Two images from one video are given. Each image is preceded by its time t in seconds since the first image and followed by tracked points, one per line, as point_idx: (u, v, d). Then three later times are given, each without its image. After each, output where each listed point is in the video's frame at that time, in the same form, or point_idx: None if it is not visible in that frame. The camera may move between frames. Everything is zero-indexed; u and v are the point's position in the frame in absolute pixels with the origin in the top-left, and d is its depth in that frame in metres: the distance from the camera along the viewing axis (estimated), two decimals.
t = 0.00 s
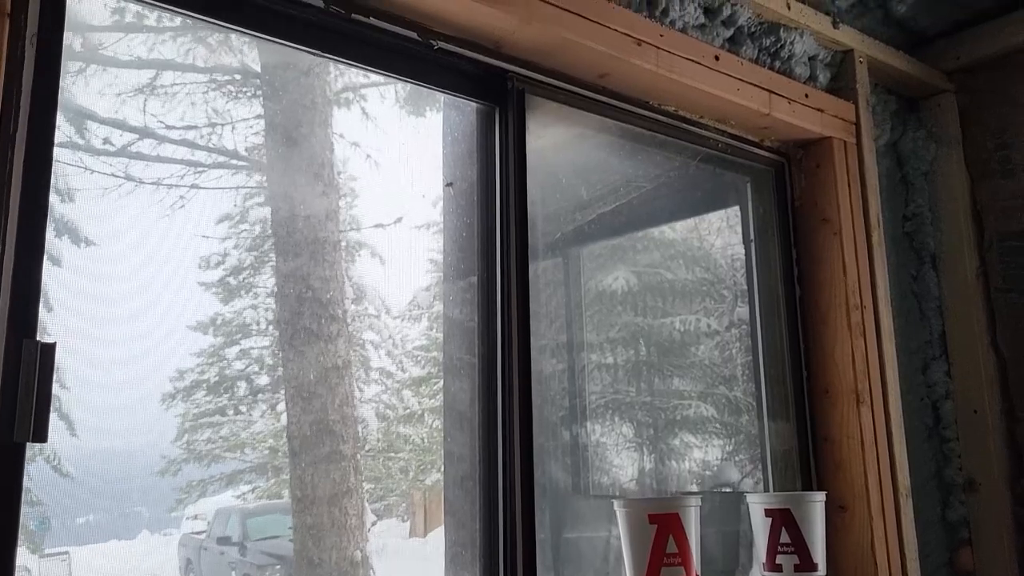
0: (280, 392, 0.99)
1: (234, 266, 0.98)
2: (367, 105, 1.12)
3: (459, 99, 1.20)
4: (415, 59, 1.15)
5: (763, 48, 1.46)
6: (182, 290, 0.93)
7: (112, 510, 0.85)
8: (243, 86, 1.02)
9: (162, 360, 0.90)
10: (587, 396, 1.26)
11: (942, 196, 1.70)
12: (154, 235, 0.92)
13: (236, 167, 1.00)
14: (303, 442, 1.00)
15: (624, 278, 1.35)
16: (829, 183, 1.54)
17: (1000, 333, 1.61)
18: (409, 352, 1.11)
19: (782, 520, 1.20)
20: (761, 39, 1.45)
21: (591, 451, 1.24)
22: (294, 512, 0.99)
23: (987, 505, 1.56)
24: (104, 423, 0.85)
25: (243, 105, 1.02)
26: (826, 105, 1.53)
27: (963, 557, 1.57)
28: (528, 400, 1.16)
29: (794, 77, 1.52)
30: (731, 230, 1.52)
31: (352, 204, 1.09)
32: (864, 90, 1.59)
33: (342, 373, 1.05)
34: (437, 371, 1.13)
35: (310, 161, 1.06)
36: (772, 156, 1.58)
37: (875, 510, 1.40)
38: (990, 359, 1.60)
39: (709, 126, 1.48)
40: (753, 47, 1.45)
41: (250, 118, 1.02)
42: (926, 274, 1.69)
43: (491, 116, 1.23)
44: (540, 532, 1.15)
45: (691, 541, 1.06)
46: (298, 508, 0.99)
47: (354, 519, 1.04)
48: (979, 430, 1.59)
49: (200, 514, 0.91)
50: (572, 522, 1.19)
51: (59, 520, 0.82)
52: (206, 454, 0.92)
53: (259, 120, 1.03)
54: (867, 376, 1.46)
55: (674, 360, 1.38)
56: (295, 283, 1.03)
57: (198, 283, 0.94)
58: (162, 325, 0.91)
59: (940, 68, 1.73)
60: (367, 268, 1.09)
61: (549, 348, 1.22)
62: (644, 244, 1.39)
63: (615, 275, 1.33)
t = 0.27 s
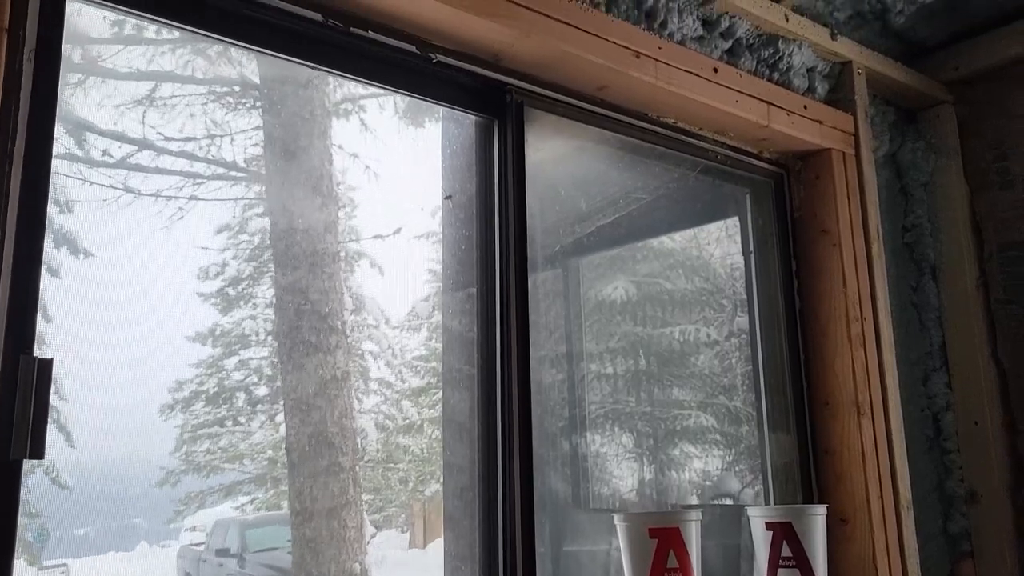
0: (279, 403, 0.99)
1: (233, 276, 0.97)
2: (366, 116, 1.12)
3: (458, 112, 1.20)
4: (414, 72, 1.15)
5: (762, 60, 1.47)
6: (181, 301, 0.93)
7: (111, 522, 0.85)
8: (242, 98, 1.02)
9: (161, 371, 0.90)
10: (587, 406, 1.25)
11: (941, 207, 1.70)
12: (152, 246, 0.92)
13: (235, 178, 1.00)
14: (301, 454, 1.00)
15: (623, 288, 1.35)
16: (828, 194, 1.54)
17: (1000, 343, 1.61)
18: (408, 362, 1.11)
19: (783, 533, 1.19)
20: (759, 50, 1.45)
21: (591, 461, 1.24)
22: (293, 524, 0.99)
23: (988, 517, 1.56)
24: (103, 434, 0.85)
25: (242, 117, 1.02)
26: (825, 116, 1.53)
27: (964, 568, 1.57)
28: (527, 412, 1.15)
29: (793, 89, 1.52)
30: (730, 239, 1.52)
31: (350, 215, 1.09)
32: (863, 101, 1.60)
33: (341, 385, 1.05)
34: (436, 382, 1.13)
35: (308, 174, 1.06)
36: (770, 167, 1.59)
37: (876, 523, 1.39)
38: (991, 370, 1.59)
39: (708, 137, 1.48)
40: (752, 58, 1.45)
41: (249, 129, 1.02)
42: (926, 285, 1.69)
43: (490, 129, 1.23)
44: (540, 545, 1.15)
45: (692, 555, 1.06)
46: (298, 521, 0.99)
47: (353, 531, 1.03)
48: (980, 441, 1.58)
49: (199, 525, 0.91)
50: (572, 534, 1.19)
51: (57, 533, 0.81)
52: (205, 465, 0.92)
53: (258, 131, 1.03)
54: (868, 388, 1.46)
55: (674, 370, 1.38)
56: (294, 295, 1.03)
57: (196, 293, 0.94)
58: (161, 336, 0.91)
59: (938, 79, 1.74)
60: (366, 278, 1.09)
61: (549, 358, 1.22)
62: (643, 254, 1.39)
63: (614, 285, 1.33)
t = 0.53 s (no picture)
0: (278, 415, 0.99)
1: (232, 288, 0.97)
2: (365, 129, 1.12)
3: (456, 127, 1.20)
4: (412, 87, 1.15)
5: (759, 73, 1.47)
6: (180, 314, 0.93)
7: (109, 535, 0.84)
8: (241, 111, 1.02)
9: (160, 384, 0.90)
10: (586, 417, 1.25)
11: (940, 219, 1.71)
12: (151, 259, 0.92)
13: (234, 192, 1.00)
14: (300, 468, 1.00)
15: (622, 299, 1.35)
16: (827, 206, 1.54)
17: (999, 355, 1.61)
18: (408, 374, 1.11)
19: (783, 548, 1.19)
20: (756, 64, 1.46)
21: (591, 473, 1.24)
22: (292, 538, 0.98)
23: (989, 530, 1.55)
24: (102, 447, 0.85)
25: (241, 130, 1.02)
26: (823, 130, 1.53)
27: None
28: (526, 427, 1.15)
29: (790, 102, 1.52)
30: (729, 250, 1.52)
31: (350, 227, 1.09)
32: (860, 114, 1.60)
33: (340, 398, 1.05)
34: (436, 394, 1.13)
35: (307, 190, 1.07)
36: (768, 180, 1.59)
37: (877, 537, 1.39)
38: (991, 383, 1.59)
39: (706, 151, 1.48)
40: (750, 72, 1.45)
41: (248, 143, 1.02)
42: (925, 297, 1.70)
43: (488, 144, 1.23)
44: (540, 559, 1.14)
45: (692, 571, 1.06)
46: (297, 535, 0.98)
47: (352, 546, 1.03)
48: (981, 454, 1.58)
49: (198, 538, 0.90)
50: (572, 549, 1.19)
51: (55, 546, 0.81)
52: (203, 478, 0.91)
53: (257, 144, 1.03)
54: (868, 401, 1.46)
55: (673, 381, 1.38)
56: (294, 308, 1.03)
57: (196, 306, 0.94)
58: (160, 349, 0.91)
59: (935, 92, 1.74)
60: (365, 290, 1.09)
61: (548, 370, 1.22)
62: (642, 266, 1.39)
63: (613, 297, 1.33)
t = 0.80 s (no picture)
0: (278, 428, 0.98)
1: (231, 300, 0.97)
2: (364, 141, 1.12)
3: (455, 141, 1.20)
4: (410, 102, 1.15)
5: (757, 86, 1.48)
6: (180, 326, 0.93)
7: (108, 548, 0.84)
8: (240, 123, 1.02)
9: (160, 397, 0.90)
10: (587, 428, 1.25)
11: (939, 231, 1.71)
12: (151, 271, 0.92)
13: (234, 206, 1.00)
14: (299, 482, 0.99)
15: (622, 310, 1.35)
16: (825, 220, 1.55)
17: (1000, 366, 1.60)
18: (407, 386, 1.11)
19: (784, 562, 1.18)
20: (754, 77, 1.47)
21: (591, 484, 1.23)
22: (292, 550, 0.97)
23: (990, 542, 1.54)
24: (101, 460, 0.84)
25: (240, 142, 1.02)
26: (821, 142, 1.53)
27: None
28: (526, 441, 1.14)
29: (789, 115, 1.53)
30: (728, 261, 1.52)
31: (349, 239, 1.09)
32: (859, 126, 1.60)
33: (340, 412, 1.04)
34: (436, 406, 1.13)
35: (305, 205, 1.07)
36: (767, 193, 1.59)
37: (879, 550, 1.39)
38: (991, 395, 1.59)
39: (704, 163, 1.48)
40: (747, 85, 1.46)
41: (247, 155, 1.02)
42: (925, 309, 1.70)
43: (486, 158, 1.23)
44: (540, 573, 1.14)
45: None
46: (297, 549, 0.98)
47: (351, 559, 1.02)
48: (982, 467, 1.57)
49: (197, 551, 0.90)
50: (573, 563, 1.18)
51: (53, 560, 0.80)
52: (202, 490, 0.91)
53: (256, 157, 1.03)
54: (868, 414, 1.45)
55: (673, 392, 1.38)
56: (293, 322, 1.03)
57: (195, 318, 0.94)
58: (160, 362, 0.90)
59: (932, 104, 1.75)
60: (365, 301, 1.09)
61: (548, 381, 1.21)
62: (641, 277, 1.39)
63: (612, 308, 1.33)
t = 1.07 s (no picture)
0: (277, 441, 0.98)
1: (231, 314, 0.97)
2: (364, 155, 1.12)
3: (453, 158, 1.21)
4: (409, 119, 1.15)
5: (755, 101, 1.48)
6: (180, 340, 0.93)
7: (107, 563, 0.84)
8: (240, 138, 1.02)
9: (159, 411, 0.89)
10: (587, 441, 1.25)
11: (937, 246, 1.71)
12: (150, 286, 0.92)
13: (233, 220, 1.00)
14: (299, 497, 0.99)
15: (621, 323, 1.35)
16: (824, 235, 1.55)
17: (1000, 379, 1.60)
18: (408, 400, 1.11)
19: None
20: (753, 92, 1.47)
21: (591, 498, 1.23)
22: (292, 564, 0.97)
23: (992, 556, 1.54)
24: (101, 475, 0.84)
25: (240, 157, 1.02)
26: (819, 157, 1.54)
27: None
28: (525, 457, 1.14)
29: (787, 129, 1.53)
30: (726, 273, 1.52)
31: (349, 252, 1.09)
32: (857, 141, 1.61)
33: (340, 426, 1.04)
34: (436, 419, 1.13)
35: (304, 222, 1.07)
36: (765, 208, 1.59)
37: (880, 565, 1.38)
38: (991, 409, 1.59)
39: (704, 180, 1.49)
40: (745, 100, 1.47)
41: (246, 170, 1.03)
42: (924, 322, 1.70)
43: (485, 174, 1.23)
44: None
45: None
46: (297, 565, 0.97)
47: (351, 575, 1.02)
48: (983, 481, 1.57)
49: (197, 565, 0.90)
50: None
51: None
52: (202, 505, 0.91)
53: (255, 172, 1.03)
54: (869, 428, 1.45)
55: (673, 405, 1.38)
56: (293, 337, 1.03)
57: (195, 331, 0.94)
58: (160, 376, 0.90)
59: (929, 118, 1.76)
60: (365, 314, 1.09)
61: (547, 395, 1.21)
62: (641, 289, 1.39)
63: (612, 320, 1.33)
